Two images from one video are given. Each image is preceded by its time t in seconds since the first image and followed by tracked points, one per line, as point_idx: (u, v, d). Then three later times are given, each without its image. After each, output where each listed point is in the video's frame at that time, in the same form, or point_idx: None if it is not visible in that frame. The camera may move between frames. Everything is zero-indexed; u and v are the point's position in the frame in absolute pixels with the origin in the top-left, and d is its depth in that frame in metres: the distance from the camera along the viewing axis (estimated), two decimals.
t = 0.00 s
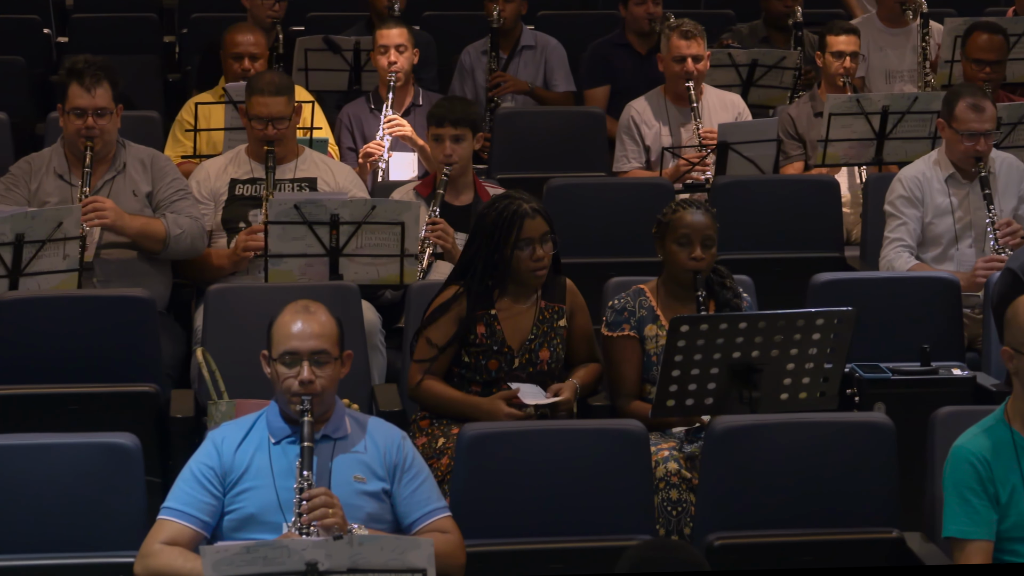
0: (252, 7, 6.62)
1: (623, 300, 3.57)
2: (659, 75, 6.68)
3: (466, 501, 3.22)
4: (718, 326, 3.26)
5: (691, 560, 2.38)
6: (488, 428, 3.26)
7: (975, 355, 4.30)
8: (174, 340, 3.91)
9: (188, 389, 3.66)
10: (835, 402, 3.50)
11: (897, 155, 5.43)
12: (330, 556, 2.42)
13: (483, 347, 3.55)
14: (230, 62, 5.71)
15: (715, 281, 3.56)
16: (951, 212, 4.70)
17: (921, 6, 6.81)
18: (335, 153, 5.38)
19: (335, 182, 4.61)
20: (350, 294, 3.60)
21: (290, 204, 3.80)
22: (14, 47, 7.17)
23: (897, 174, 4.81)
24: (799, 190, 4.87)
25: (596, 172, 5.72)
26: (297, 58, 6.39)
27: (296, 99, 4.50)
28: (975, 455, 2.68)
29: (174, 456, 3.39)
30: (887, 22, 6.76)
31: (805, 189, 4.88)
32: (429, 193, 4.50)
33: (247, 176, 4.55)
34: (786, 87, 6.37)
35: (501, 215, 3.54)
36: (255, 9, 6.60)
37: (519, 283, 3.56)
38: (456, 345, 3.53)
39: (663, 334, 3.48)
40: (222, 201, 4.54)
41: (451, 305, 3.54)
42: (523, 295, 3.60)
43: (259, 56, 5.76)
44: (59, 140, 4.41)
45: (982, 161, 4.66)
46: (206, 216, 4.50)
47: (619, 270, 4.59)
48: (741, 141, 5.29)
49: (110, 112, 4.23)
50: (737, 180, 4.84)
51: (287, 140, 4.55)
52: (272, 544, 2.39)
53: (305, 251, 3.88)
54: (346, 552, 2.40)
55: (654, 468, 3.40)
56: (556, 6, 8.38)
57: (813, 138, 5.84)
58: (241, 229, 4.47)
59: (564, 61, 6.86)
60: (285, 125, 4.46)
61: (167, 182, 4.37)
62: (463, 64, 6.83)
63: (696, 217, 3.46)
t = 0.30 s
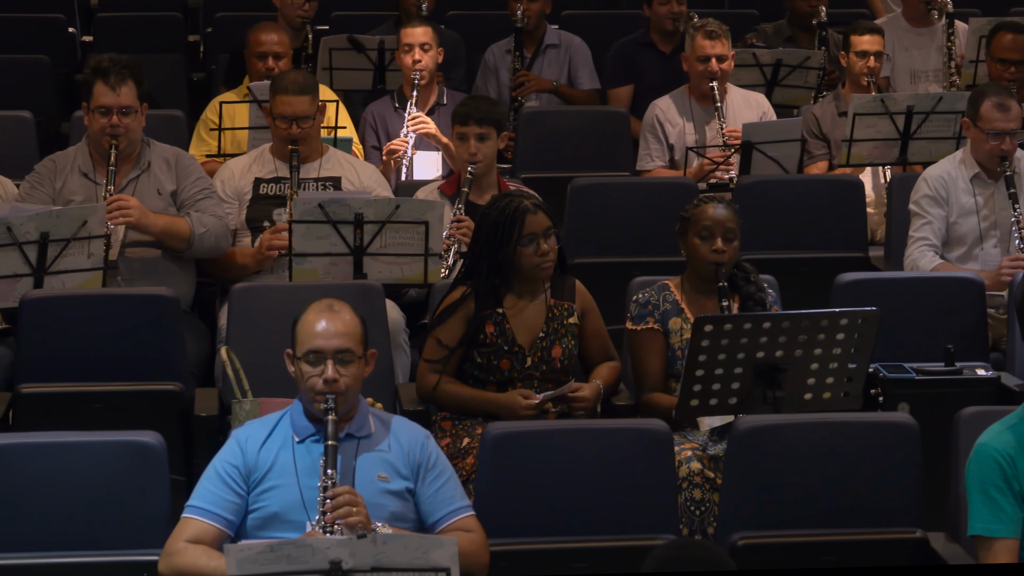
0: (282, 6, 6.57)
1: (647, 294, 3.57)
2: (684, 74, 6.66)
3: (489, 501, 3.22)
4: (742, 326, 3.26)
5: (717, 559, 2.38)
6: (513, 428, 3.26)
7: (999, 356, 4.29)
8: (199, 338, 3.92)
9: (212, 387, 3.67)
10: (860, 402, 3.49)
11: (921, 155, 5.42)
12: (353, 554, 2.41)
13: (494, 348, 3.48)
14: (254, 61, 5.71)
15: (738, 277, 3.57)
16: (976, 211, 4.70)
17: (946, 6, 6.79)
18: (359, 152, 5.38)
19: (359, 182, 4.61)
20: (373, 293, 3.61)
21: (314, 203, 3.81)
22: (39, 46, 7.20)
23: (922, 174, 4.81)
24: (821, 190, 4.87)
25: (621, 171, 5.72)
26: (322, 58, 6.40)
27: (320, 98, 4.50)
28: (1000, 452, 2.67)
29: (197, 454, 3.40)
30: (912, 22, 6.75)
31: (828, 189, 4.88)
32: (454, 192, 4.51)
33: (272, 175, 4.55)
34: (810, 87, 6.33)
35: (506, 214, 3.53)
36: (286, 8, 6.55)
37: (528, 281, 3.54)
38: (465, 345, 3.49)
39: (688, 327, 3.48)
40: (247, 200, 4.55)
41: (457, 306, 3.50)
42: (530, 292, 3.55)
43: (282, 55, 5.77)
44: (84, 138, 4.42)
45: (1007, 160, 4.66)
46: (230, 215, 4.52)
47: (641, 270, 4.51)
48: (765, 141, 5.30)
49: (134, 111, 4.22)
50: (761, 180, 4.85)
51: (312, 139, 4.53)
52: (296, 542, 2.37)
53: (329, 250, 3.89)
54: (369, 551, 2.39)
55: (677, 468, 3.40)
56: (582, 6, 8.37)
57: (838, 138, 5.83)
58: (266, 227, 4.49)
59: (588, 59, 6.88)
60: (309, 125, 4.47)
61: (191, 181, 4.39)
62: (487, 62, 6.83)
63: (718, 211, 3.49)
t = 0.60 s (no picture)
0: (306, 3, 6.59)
1: (669, 297, 3.56)
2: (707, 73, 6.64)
3: (512, 501, 3.21)
4: (765, 325, 3.26)
5: (737, 557, 2.41)
6: (534, 427, 3.25)
7: None
8: (221, 337, 3.93)
9: (235, 386, 3.68)
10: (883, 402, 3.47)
11: (943, 155, 5.42)
12: (375, 555, 2.40)
13: (509, 348, 3.49)
14: (276, 60, 5.72)
15: (761, 279, 3.57)
16: (1001, 208, 4.69)
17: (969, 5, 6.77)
18: (382, 151, 5.38)
19: (382, 181, 4.63)
20: (395, 293, 3.62)
21: (337, 202, 3.82)
22: (61, 45, 7.23)
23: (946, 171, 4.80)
24: (842, 189, 4.86)
25: (643, 171, 5.72)
26: (345, 57, 6.41)
27: (342, 97, 4.50)
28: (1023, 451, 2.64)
29: (218, 453, 3.40)
30: (935, 20, 6.73)
31: (849, 188, 4.87)
32: (477, 192, 4.52)
33: (295, 174, 4.56)
34: (833, 87, 6.34)
35: (523, 216, 3.49)
36: (310, 5, 6.58)
37: (547, 282, 3.51)
38: (480, 345, 3.50)
39: (709, 330, 3.48)
40: (269, 199, 4.55)
41: (474, 307, 3.50)
42: (549, 293, 3.54)
43: (304, 54, 5.77)
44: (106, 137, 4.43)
45: None
46: (253, 214, 4.53)
47: (664, 269, 4.54)
48: (787, 140, 5.29)
49: (158, 109, 4.24)
50: (783, 179, 4.84)
51: (334, 139, 4.55)
52: (318, 542, 2.36)
53: (351, 250, 3.89)
54: (391, 550, 2.39)
55: (700, 467, 3.40)
56: (605, 6, 8.37)
57: (861, 136, 5.81)
58: (288, 226, 4.51)
59: (610, 55, 6.85)
60: (331, 124, 4.46)
61: (214, 180, 4.40)
62: (508, 60, 6.79)
63: (741, 216, 3.48)
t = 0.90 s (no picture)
0: (324, 5, 6.62)
1: (688, 297, 3.56)
2: (728, 73, 6.63)
3: (535, 500, 3.21)
4: (786, 325, 3.25)
5: (756, 557, 2.41)
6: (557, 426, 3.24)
7: None
8: (242, 336, 3.93)
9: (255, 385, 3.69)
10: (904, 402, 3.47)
11: (964, 154, 5.42)
12: (395, 554, 2.40)
13: (540, 349, 3.48)
14: (298, 59, 5.72)
15: (781, 279, 3.57)
16: None
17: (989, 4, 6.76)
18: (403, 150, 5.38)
19: (403, 180, 4.63)
20: (417, 291, 3.65)
21: (358, 201, 3.83)
22: (83, 45, 7.26)
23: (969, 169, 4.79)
24: (863, 188, 4.86)
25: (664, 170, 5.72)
26: (366, 57, 6.42)
27: (364, 96, 4.50)
28: None
29: (240, 452, 3.40)
30: (954, 20, 6.74)
31: (871, 187, 4.87)
32: (497, 191, 4.52)
33: (316, 173, 4.57)
34: (853, 86, 6.35)
35: (556, 216, 3.49)
36: (328, 6, 6.59)
37: (575, 283, 3.51)
38: (510, 346, 3.48)
39: (729, 331, 3.48)
40: (289, 198, 4.56)
41: (505, 308, 3.48)
42: (579, 293, 3.53)
43: (326, 53, 5.77)
44: (128, 137, 4.45)
45: None
46: (274, 213, 4.54)
47: (685, 268, 4.55)
48: (809, 140, 5.29)
49: (179, 109, 4.26)
50: (805, 179, 4.84)
51: (356, 138, 4.55)
52: (338, 540, 2.35)
53: (372, 249, 3.91)
54: (411, 549, 2.38)
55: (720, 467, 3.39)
56: (625, 5, 8.37)
57: (882, 136, 5.80)
58: (309, 226, 4.52)
59: (630, 56, 6.82)
60: (353, 122, 4.47)
61: (235, 180, 4.41)
62: (529, 60, 6.81)
63: (762, 218, 3.47)
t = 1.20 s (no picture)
0: (339, 4, 6.63)
1: (709, 298, 3.56)
2: (749, 73, 6.63)
3: (554, 500, 3.15)
4: (806, 324, 3.25)
5: (777, 556, 2.41)
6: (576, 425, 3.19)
7: None
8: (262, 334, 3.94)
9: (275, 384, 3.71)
10: (924, 401, 3.46)
11: (986, 154, 5.41)
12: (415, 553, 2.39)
13: (559, 348, 3.49)
14: (319, 59, 5.73)
15: (802, 280, 3.57)
16: None
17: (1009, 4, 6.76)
18: (424, 149, 5.39)
19: (424, 179, 4.64)
20: (437, 290, 3.67)
21: (379, 200, 3.84)
22: (104, 44, 7.29)
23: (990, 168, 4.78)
24: (883, 188, 4.86)
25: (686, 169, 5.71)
26: (387, 56, 6.44)
27: (385, 95, 4.51)
28: None
29: (261, 451, 3.41)
30: (975, 20, 6.74)
31: (891, 187, 4.87)
32: (518, 190, 4.50)
33: (337, 172, 4.57)
34: (875, 86, 6.35)
35: (579, 216, 3.49)
36: (343, 6, 6.61)
37: (596, 283, 3.51)
38: (530, 345, 3.50)
39: (750, 331, 3.48)
40: (311, 197, 4.57)
41: (525, 308, 3.50)
42: (598, 294, 3.53)
43: (347, 53, 5.77)
44: (149, 136, 4.46)
45: None
46: (295, 212, 4.55)
47: (706, 268, 4.56)
48: (830, 140, 5.29)
49: (200, 108, 4.27)
50: (825, 178, 4.84)
51: (377, 137, 4.56)
52: (359, 539, 2.35)
53: (393, 248, 3.93)
54: (432, 548, 2.37)
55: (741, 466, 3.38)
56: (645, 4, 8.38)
57: (904, 136, 5.79)
58: (331, 225, 4.50)
59: (650, 54, 6.82)
60: (374, 122, 4.48)
61: (256, 178, 4.41)
62: (549, 60, 6.82)
63: (783, 218, 3.47)
